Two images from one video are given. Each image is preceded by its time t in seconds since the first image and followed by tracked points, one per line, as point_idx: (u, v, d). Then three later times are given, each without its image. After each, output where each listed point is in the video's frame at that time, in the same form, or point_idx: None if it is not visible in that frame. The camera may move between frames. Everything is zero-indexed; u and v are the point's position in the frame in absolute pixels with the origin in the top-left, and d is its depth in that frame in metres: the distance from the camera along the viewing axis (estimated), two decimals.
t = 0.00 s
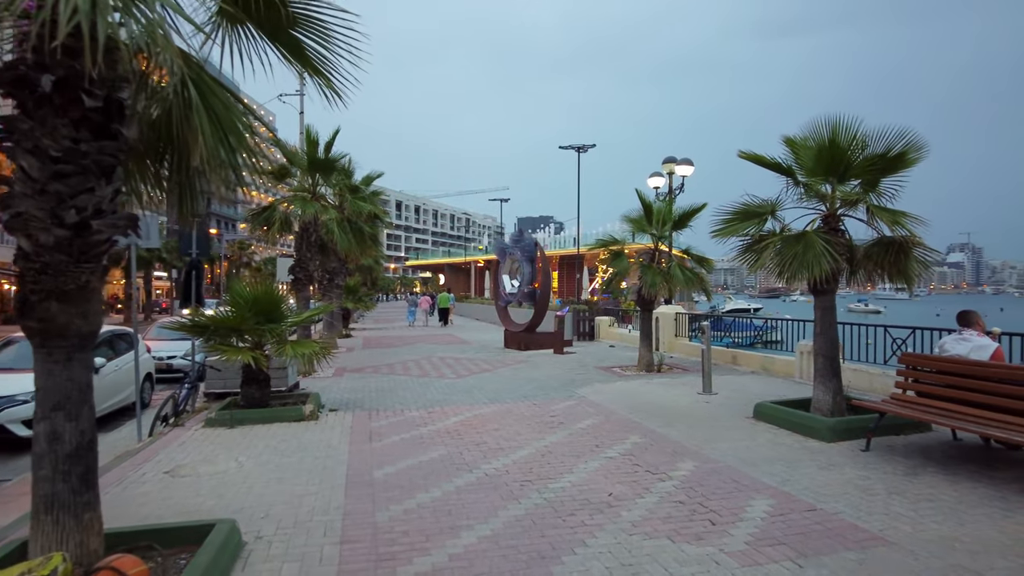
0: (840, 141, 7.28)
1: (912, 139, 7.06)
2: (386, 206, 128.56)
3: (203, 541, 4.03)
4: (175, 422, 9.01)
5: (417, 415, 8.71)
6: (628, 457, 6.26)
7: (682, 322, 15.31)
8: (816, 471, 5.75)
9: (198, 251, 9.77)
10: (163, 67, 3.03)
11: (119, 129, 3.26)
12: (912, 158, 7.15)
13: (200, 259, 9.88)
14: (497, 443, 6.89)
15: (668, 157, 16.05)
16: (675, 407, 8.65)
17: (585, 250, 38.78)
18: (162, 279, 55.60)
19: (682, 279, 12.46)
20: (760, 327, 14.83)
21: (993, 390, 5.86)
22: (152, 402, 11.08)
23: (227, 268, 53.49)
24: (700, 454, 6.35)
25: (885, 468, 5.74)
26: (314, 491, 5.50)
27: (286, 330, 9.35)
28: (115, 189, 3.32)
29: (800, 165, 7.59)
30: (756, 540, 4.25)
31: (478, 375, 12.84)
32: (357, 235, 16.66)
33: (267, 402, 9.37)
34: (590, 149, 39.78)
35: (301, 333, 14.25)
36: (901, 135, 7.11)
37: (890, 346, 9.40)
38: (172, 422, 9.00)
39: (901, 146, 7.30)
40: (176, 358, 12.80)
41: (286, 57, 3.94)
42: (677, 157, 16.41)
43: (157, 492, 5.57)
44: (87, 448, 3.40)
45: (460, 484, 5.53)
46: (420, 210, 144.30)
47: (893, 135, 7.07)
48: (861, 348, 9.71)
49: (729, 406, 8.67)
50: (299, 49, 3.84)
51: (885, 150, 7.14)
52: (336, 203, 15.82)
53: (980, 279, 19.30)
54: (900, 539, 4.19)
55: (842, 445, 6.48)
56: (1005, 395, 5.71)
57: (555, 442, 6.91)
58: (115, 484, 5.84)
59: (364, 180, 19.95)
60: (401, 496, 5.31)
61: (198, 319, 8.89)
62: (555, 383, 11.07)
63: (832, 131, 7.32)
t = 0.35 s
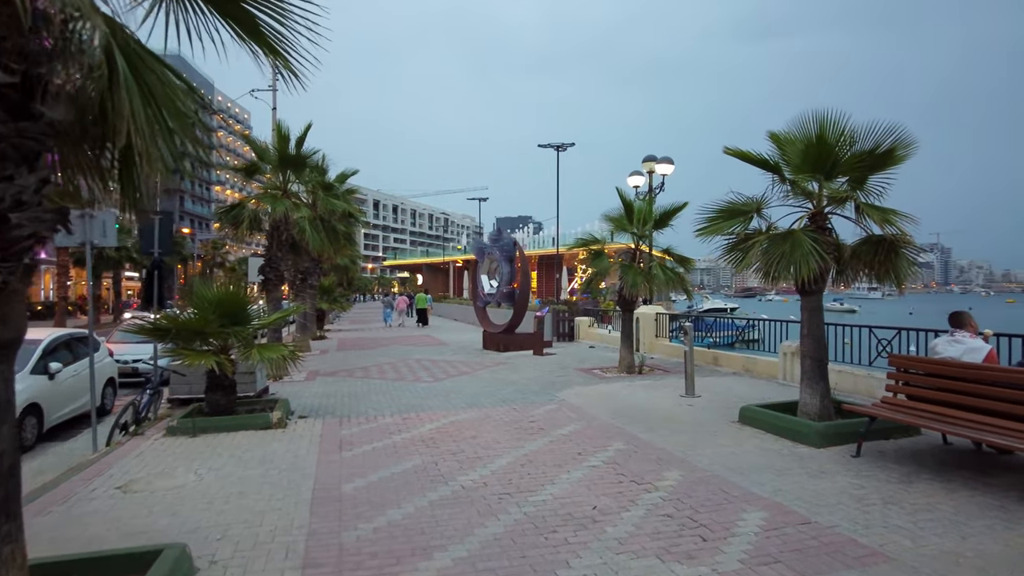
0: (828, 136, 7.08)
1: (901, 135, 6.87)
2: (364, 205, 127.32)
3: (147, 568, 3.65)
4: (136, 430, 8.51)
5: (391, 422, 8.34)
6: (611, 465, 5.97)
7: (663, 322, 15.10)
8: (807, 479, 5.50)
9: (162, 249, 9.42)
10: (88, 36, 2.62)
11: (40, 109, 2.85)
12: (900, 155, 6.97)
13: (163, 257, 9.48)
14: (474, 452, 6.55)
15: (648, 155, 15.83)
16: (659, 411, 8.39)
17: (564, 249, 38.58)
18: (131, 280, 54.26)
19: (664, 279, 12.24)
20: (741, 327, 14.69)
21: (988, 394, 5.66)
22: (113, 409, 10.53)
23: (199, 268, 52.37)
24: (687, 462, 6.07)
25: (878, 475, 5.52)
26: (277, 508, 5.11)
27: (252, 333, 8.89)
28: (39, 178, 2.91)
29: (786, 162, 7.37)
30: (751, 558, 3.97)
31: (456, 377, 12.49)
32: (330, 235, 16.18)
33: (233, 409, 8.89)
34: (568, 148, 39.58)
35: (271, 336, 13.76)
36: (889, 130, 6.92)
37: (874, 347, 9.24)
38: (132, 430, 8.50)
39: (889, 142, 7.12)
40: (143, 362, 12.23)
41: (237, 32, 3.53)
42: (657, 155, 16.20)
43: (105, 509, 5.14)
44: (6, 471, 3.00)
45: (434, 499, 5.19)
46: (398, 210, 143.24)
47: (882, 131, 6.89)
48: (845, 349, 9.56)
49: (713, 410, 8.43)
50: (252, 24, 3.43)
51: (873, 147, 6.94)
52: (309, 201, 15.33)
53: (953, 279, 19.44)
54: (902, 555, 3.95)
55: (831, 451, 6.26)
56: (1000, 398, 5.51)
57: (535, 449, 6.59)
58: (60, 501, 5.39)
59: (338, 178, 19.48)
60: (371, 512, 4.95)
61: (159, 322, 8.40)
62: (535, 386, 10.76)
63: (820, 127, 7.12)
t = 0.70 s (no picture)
0: (821, 132, 6.85)
1: (896, 131, 6.67)
2: (345, 206, 126.17)
3: None
4: (98, 438, 8.01)
5: (367, 429, 7.97)
6: (599, 475, 5.68)
7: (647, 324, 14.86)
8: (804, 488, 5.24)
9: (126, 247, 8.98)
10: None
11: None
12: (895, 152, 6.77)
13: (128, 256, 9.02)
14: (455, 461, 6.22)
15: (633, 154, 15.58)
16: (647, 415, 8.12)
17: (547, 250, 38.34)
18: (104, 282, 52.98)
19: (649, 280, 11.99)
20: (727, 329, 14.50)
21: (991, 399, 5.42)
22: (76, 415, 10.01)
23: (176, 269, 51.31)
24: (678, 471, 5.80)
25: (877, 483, 5.29)
26: (242, 525, 4.73)
27: (222, 335, 8.45)
28: None
29: (778, 158, 7.14)
30: None
31: (437, 381, 12.14)
32: (308, 235, 15.72)
33: (203, 415, 8.41)
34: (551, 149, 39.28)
35: (246, 339, 13.30)
36: (884, 126, 6.71)
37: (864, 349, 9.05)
38: (94, 438, 8.00)
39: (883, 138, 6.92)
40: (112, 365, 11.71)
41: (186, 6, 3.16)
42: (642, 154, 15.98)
43: (52, 528, 4.72)
44: None
45: (411, 514, 4.85)
46: (380, 211, 142.24)
47: (876, 127, 6.68)
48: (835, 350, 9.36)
49: (702, 414, 8.18)
50: None
51: (867, 143, 6.73)
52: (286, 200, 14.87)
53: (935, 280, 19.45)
54: (912, 573, 3.69)
55: (827, 458, 6.02)
56: (1005, 404, 5.27)
57: (519, 458, 6.28)
58: (4, 519, 4.96)
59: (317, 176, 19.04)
60: (343, 529, 4.60)
61: (123, 324, 7.94)
62: (519, 390, 10.45)
63: (813, 122, 6.88)
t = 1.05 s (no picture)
0: (811, 130, 6.66)
1: (886, 129, 6.52)
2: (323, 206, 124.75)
3: None
4: (50, 451, 7.49)
5: (340, 439, 7.59)
6: (584, 487, 5.39)
7: (629, 327, 14.60)
8: (799, 501, 5.00)
9: (83, 247, 8.51)
10: None
11: None
12: (885, 150, 6.61)
13: (86, 256, 8.52)
14: (432, 474, 5.89)
15: (614, 154, 15.35)
16: (631, 422, 7.86)
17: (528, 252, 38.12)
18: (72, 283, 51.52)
19: (632, 281, 11.75)
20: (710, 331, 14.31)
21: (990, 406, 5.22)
22: (30, 425, 9.46)
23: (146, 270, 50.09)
24: (666, 482, 5.54)
25: (873, 494, 5.07)
26: (199, 548, 4.35)
27: (187, 340, 7.96)
28: None
29: (767, 157, 6.93)
30: None
31: (414, 386, 11.77)
32: (280, 236, 15.24)
33: (165, 425, 7.89)
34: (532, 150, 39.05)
35: (215, 342, 12.80)
36: (875, 123, 6.55)
37: (851, 353, 8.89)
38: (46, 451, 7.47)
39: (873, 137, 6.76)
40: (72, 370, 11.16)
41: None
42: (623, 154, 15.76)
43: None
44: None
45: (384, 533, 4.51)
46: (358, 212, 140.98)
47: (867, 124, 6.51)
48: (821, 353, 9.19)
49: (687, 420, 7.95)
50: None
51: (858, 142, 6.56)
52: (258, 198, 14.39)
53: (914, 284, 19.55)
54: None
55: (819, 468, 5.81)
56: (1005, 412, 5.07)
57: (499, 469, 5.96)
58: None
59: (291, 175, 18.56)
60: (309, 552, 4.25)
61: (80, 328, 7.45)
62: (499, 395, 10.13)
63: (802, 120, 6.70)
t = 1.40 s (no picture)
0: (801, 122, 6.45)
1: (878, 122, 6.34)
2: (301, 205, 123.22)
3: None
4: None
5: (311, 445, 7.22)
6: (568, 496, 5.11)
7: (611, 326, 14.38)
8: (793, 509, 4.77)
9: (38, 243, 7.99)
10: None
11: None
12: (876, 144, 6.44)
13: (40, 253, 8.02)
14: (407, 483, 5.56)
15: (596, 151, 15.11)
16: (615, 424, 7.60)
17: (509, 251, 37.84)
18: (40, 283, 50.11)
19: (615, 280, 11.51)
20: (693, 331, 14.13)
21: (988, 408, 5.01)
22: None
23: (118, 270, 48.90)
24: (653, 489, 5.28)
25: (869, 500, 4.86)
26: (148, 570, 3.97)
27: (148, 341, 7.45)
28: None
29: (755, 150, 6.71)
30: None
31: (391, 388, 11.40)
32: (252, 234, 14.73)
33: (125, 431, 7.38)
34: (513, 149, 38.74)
35: (183, 343, 12.29)
36: (866, 116, 6.37)
37: (838, 352, 8.73)
38: None
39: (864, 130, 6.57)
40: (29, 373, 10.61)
41: None
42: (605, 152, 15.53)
43: None
44: None
45: (353, 549, 4.18)
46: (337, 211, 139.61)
47: (859, 117, 6.33)
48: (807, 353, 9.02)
49: (673, 422, 7.71)
50: None
51: (849, 134, 6.37)
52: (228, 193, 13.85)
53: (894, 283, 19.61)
54: None
55: (811, 473, 5.59)
56: (1004, 414, 4.86)
57: (478, 477, 5.66)
58: None
59: (265, 171, 18.03)
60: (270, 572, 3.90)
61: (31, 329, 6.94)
62: (478, 397, 9.82)
63: (792, 112, 6.48)
